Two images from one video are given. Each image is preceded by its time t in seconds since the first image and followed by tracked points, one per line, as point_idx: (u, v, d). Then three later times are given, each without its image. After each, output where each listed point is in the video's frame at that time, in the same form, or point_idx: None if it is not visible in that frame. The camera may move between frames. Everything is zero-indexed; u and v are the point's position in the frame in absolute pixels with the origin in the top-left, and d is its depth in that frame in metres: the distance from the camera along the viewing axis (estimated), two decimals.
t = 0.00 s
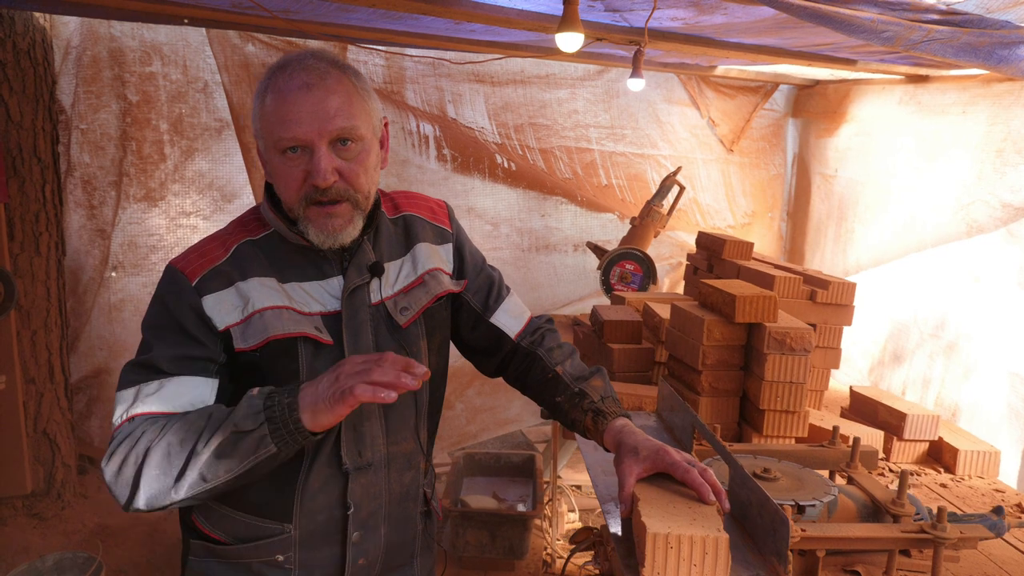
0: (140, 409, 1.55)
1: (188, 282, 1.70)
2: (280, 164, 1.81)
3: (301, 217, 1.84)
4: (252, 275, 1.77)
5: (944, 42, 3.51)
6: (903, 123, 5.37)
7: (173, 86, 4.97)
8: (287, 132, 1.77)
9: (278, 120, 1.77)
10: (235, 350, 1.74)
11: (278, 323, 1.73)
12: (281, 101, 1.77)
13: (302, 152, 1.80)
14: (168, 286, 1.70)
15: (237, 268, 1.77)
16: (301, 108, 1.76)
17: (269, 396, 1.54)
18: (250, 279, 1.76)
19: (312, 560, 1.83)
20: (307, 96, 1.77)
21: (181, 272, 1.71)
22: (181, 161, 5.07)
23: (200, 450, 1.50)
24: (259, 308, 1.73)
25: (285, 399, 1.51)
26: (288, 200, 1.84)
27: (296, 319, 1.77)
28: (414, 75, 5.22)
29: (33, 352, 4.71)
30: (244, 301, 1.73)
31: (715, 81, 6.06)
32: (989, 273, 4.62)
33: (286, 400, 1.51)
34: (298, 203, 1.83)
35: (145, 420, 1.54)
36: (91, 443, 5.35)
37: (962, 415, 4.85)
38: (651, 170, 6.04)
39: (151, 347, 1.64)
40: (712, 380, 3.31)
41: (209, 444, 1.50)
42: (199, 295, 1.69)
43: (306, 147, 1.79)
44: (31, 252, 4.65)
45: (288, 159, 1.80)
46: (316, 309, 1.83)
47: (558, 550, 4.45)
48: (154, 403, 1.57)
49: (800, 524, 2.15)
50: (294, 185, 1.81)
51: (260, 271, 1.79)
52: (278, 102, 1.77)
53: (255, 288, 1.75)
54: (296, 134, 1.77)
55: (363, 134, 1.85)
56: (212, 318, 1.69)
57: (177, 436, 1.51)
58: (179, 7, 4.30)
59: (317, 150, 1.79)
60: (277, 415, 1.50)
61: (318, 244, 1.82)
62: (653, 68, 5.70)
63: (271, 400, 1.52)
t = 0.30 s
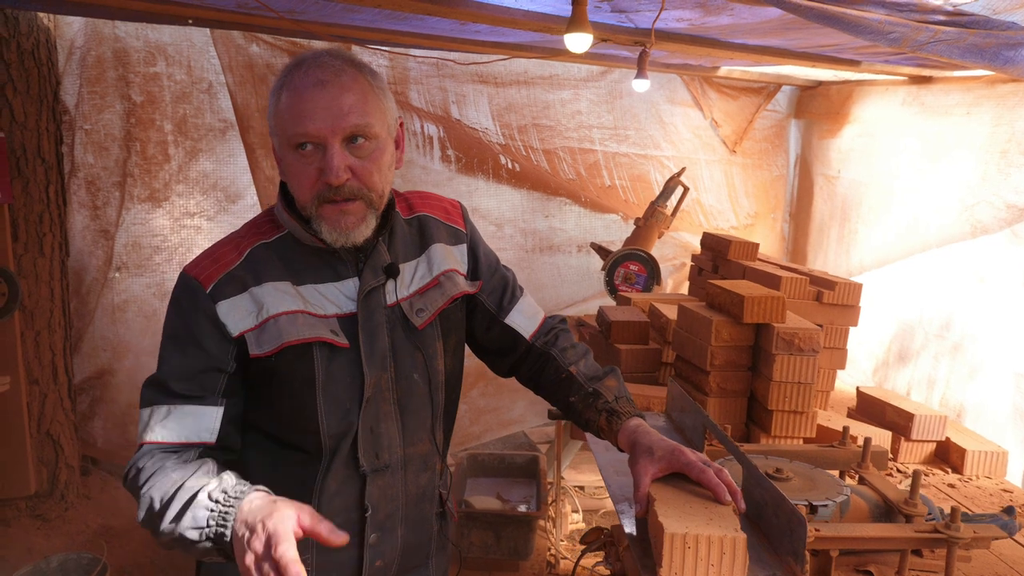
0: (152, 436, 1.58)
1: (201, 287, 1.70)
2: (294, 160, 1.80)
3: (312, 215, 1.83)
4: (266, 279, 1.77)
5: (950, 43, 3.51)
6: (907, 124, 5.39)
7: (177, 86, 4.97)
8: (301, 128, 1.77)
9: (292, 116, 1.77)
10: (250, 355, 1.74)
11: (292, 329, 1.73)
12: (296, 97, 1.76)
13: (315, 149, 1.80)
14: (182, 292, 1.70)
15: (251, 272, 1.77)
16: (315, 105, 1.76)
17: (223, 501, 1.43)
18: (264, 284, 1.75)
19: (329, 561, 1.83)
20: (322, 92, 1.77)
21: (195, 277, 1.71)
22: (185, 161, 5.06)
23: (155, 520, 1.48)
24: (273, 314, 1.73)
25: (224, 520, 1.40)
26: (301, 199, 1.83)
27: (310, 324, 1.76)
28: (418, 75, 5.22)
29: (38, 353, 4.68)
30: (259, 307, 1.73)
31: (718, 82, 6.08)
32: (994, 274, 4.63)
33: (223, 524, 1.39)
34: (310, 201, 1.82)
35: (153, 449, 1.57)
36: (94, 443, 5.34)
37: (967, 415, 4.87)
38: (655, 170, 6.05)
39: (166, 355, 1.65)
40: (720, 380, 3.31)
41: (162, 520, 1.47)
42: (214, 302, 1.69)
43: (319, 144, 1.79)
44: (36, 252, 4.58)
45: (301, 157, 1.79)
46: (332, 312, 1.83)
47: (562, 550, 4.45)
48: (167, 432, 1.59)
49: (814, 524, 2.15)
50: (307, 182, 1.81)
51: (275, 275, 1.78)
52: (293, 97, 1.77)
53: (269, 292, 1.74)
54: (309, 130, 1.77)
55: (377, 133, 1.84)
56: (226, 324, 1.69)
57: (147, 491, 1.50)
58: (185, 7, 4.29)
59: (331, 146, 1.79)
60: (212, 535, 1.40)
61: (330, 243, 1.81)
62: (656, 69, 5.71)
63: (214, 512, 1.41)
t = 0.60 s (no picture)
0: (156, 450, 1.57)
1: (201, 291, 1.66)
2: (340, 172, 1.73)
3: (354, 226, 1.79)
4: (267, 282, 1.75)
5: (953, 45, 3.51)
6: (909, 125, 5.40)
7: (180, 87, 4.97)
8: (353, 140, 1.70)
9: (339, 126, 1.70)
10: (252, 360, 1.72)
11: (295, 334, 1.72)
12: (344, 107, 1.69)
13: (367, 160, 1.74)
14: (180, 299, 1.67)
15: (252, 273, 1.74)
16: (372, 116, 1.70)
17: (271, 538, 1.51)
18: (266, 287, 1.73)
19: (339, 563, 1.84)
20: (371, 102, 1.71)
21: (196, 281, 1.68)
22: (188, 162, 5.06)
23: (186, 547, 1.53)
24: (276, 319, 1.71)
25: (279, 561, 1.50)
26: (343, 209, 1.77)
27: (310, 330, 1.75)
28: (421, 77, 5.22)
29: (40, 355, 4.68)
30: (260, 311, 1.71)
31: (720, 83, 6.09)
32: (997, 274, 4.65)
33: (278, 565, 1.49)
34: (355, 211, 1.77)
35: (161, 466, 1.56)
36: (97, 445, 5.34)
37: (970, 415, 4.89)
38: (657, 171, 6.06)
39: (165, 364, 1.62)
40: (725, 381, 3.32)
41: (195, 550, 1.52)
42: (214, 307, 1.67)
43: (372, 155, 1.74)
44: (38, 254, 4.59)
45: (352, 167, 1.73)
46: (335, 313, 1.82)
47: (566, 551, 4.45)
48: (173, 444, 1.58)
49: (820, 525, 2.15)
50: (355, 193, 1.75)
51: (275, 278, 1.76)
52: (338, 107, 1.70)
53: (271, 296, 1.73)
54: (367, 142, 1.71)
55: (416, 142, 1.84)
56: (227, 330, 1.67)
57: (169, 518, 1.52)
58: (187, 8, 4.29)
59: (383, 158, 1.74)
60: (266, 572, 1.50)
61: (370, 251, 1.80)
62: (659, 70, 5.71)
63: (265, 551, 1.50)
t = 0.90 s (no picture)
0: (312, 411, 1.49)
1: (269, 273, 1.59)
2: (394, 161, 1.68)
3: (399, 214, 1.76)
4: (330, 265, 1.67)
5: (959, 45, 3.51)
6: (911, 126, 5.40)
7: (182, 87, 4.96)
8: (412, 131, 1.65)
9: (398, 116, 1.64)
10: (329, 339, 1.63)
11: (372, 309, 1.65)
12: (403, 98, 1.64)
13: (419, 150, 1.70)
14: (251, 279, 1.60)
15: (309, 256, 1.66)
16: (428, 106, 1.66)
17: (500, 455, 1.59)
18: (331, 268, 1.66)
19: (372, 557, 1.78)
20: (429, 93, 1.67)
21: (260, 265, 1.61)
22: (190, 162, 5.05)
23: (416, 492, 1.51)
24: (351, 295, 1.64)
25: (518, 471, 1.56)
26: (390, 195, 1.73)
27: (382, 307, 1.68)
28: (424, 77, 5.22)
29: (42, 356, 4.66)
30: (333, 289, 1.64)
31: (723, 84, 6.09)
32: (1001, 275, 4.67)
33: (518, 474, 1.55)
34: (402, 198, 1.74)
35: (333, 422, 1.50)
36: (99, 446, 5.34)
37: (974, 416, 4.90)
38: (660, 172, 6.07)
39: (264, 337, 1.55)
40: (730, 382, 3.31)
41: (425, 491, 1.51)
42: (288, 286, 1.59)
43: (426, 145, 1.70)
44: (40, 254, 4.58)
45: (404, 156, 1.68)
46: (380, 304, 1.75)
47: (569, 552, 4.44)
48: (340, 402, 1.53)
49: (829, 525, 2.15)
50: (405, 182, 1.71)
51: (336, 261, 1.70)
52: (398, 97, 1.64)
53: (339, 276, 1.66)
54: (423, 132, 1.67)
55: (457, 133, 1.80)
56: (305, 308, 1.60)
57: (387, 468, 1.51)
58: (191, 8, 4.29)
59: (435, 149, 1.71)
60: (506, 486, 1.54)
61: (412, 239, 1.77)
62: (662, 71, 5.71)
63: (502, 463, 1.57)
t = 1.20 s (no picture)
0: (310, 420, 1.54)
1: (344, 260, 1.66)
2: (479, 155, 1.79)
3: (476, 208, 1.88)
4: (400, 260, 1.77)
5: (960, 47, 3.52)
6: (912, 126, 5.41)
7: (183, 87, 4.96)
8: (496, 128, 1.78)
9: (485, 112, 1.77)
10: (389, 333, 1.72)
11: (437, 307, 1.75)
12: (490, 98, 1.78)
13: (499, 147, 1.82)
14: (323, 264, 1.65)
15: (381, 247, 1.75)
16: (511, 108, 1.80)
17: (467, 486, 1.52)
18: (400, 264, 1.75)
19: (430, 549, 1.83)
20: (512, 97, 1.81)
21: (336, 250, 1.67)
22: (191, 163, 5.04)
23: (377, 514, 1.50)
24: (416, 292, 1.73)
25: (481, 506, 1.49)
26: (470, 188, 1.83)
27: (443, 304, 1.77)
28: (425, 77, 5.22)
29: (41, 357, 4.65)
30: (400, 286, 1.72)
31: (725, 85, 6.09)
32: (1002, 275, 4.69)
33: (481, 510, 1.49)
34: (480, 192, 1.85)
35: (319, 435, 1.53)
36: (98, 448, 5.33)
37: (975, 416, 4.91)
38: (662, 173, 6.08)
39: (304, 335, 1.59)
40: (733, 382, 3.32)
41: (386, 516, 1.49)
42: (359, 276, 1.67)
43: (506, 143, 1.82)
44: (38, 255, 4.57)
45: (487, 153, 1.80)
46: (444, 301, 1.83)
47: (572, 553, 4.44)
48: (332, 414, 1.55)
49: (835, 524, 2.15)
50: (485, 177, 1.82)
51: (406, 256, 1.78)
52: (485, 96, 1.78)
53: (406, 271, 1.74)
54: (507, 131, 1.79)
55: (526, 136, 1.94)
56: (370, 300, 1.68)
57: (352, 487, 1.49)
58: (192, 7, 4.28)
59: (513, 148, 1.83)
60: (467, 521, 1.49)
61: (486, 235, 1.90)
62: (664, 71, 5.72)
63: (467, 497, 1.51)
